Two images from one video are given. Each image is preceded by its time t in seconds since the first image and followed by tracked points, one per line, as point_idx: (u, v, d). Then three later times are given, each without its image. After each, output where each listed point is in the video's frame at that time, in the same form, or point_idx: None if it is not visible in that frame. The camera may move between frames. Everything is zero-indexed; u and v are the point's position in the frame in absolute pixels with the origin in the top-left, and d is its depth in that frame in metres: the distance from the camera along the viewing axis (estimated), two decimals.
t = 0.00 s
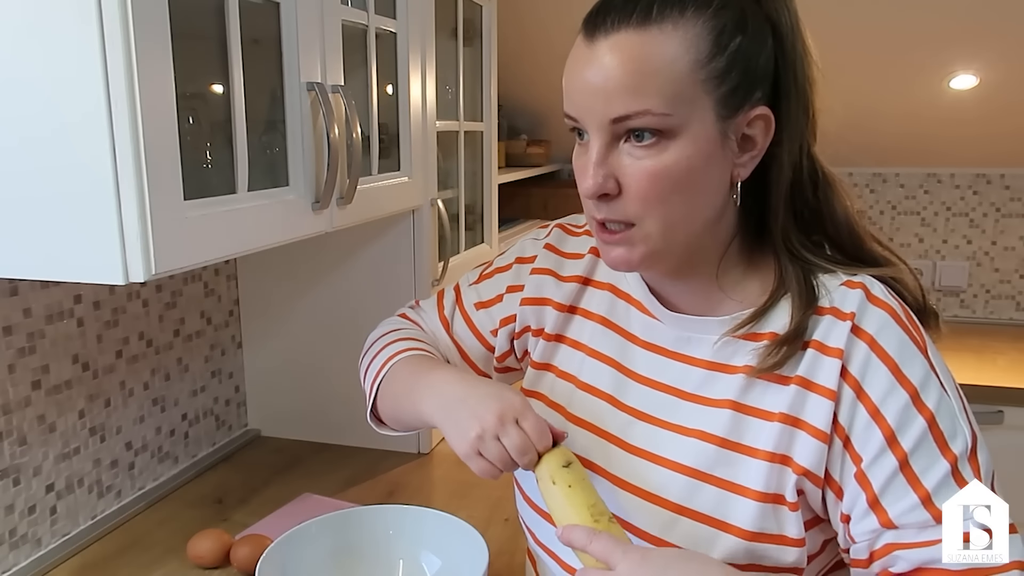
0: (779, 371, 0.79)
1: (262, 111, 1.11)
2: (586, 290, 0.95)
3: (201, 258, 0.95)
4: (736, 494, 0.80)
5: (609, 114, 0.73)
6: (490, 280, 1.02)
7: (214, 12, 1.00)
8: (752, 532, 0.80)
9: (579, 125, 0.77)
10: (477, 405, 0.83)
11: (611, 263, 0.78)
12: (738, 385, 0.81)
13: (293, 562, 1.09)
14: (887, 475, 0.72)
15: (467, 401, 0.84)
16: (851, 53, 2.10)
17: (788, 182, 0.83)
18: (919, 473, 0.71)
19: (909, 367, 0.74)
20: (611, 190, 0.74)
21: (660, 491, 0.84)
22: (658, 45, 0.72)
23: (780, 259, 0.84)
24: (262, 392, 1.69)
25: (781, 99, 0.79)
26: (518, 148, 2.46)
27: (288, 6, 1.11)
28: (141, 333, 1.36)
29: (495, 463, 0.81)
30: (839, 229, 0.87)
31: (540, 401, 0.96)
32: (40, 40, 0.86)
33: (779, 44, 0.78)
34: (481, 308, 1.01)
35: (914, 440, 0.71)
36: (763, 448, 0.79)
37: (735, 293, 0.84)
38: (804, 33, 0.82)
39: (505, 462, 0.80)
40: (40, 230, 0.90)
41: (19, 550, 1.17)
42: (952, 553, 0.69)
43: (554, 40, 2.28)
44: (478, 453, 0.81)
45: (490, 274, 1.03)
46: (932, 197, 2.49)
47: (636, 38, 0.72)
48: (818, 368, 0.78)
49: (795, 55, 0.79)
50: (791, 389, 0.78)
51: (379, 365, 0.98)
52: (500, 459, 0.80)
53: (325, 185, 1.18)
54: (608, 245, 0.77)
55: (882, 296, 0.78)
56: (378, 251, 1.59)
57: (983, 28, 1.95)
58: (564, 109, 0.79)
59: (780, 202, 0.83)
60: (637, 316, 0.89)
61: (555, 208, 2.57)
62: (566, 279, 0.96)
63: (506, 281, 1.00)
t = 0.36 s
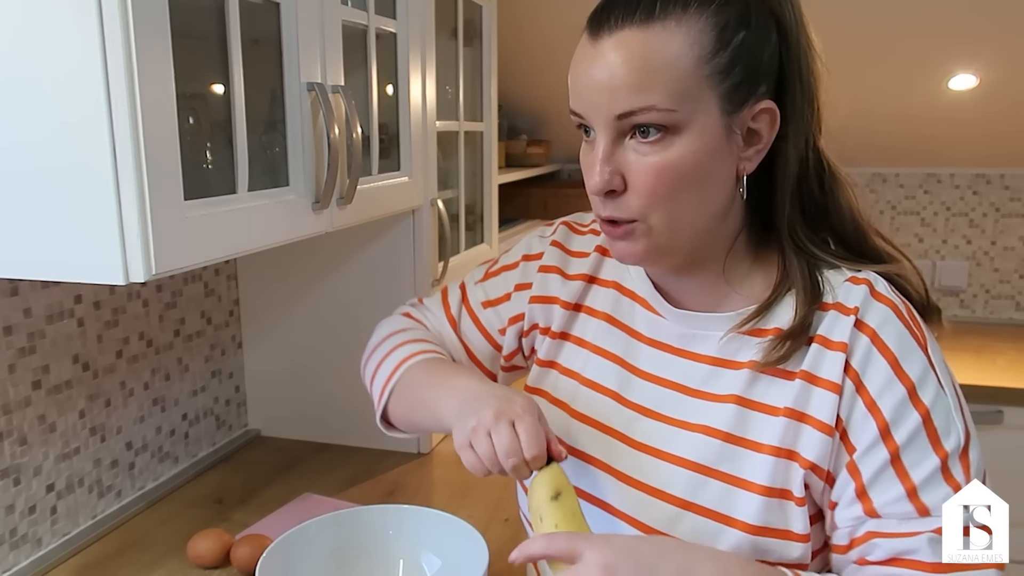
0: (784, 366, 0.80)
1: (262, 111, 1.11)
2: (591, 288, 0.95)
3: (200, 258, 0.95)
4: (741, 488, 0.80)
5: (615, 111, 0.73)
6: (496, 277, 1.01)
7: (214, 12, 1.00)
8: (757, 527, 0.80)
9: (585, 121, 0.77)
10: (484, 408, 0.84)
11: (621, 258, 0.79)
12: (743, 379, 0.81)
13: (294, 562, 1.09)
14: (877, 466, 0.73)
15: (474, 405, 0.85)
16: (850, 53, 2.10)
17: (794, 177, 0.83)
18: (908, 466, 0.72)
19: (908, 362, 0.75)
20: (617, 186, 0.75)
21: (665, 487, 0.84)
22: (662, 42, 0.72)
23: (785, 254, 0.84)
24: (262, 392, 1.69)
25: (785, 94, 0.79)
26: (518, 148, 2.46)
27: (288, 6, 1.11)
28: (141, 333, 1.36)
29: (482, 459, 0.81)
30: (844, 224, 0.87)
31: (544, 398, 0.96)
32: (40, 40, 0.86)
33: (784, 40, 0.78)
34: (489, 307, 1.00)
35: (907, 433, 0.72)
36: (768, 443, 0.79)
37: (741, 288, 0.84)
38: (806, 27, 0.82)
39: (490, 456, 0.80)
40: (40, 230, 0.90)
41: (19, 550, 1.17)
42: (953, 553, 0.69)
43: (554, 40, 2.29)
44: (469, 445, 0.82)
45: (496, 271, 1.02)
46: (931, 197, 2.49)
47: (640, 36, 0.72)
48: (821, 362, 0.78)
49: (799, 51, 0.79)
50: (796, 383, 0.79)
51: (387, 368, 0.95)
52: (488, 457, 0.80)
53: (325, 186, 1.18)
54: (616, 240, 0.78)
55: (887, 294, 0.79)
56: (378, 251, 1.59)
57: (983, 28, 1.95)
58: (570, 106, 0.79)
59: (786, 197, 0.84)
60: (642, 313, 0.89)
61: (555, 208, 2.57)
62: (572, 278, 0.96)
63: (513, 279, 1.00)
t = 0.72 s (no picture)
0: (771, 360, 0.80)
1: (262, 111, 1.11)
2: (591, 289, 0.96)
3: (201, 258, 0.95)
4: (734, 483, 0.80)
5: (597, 100, 0.75)
6: (506, 297, 1.03)
7: (214, 13, 1.00)
8: (751, 522, 0.80)
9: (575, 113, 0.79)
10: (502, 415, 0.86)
11: (609, 249, 0.80)
12: (736, 375, 0.81)
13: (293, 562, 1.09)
14: (871, 464, 0.73)
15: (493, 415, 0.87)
16: (850, 54, 2.10)
17: (788, 171, 0.83)
18: (901, 464, 0.71)
19: (903, 359, 0.74)
20: (601, 173, 0.76)
21: (660, 482, 0.84)
22: (641, 32, 0.74)
23: (779, 244, 0.84)
24: (262, 392, 1.69)
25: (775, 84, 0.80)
26: (518, 148, 2.46)
27: (288, 6, 1.11)
28: (141, 333, 1.36)
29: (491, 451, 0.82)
30: (843, 220, 0.87)
31: (542, 396, 0.96)
32: (40, 42, 0.86)
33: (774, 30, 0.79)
34: (503, 327, 1.02)
35: (901, 432, 0.72)
36: (761, 438, 0.79)
37: (737, 282, 0.85)
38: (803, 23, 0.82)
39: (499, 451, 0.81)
40: (40, 231, 0.90)
41: (19, 550, 1.17)
42: (953, 553, 0.70)
43: (554, 40, 2.28)
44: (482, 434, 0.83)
45: (505, 292, 1.03)
46: (931, 197, 2.49)
47: (619, 27, 0.74)
48: (815, 358, 0.78)
49: (791, 46, 0.79)
50: (789, 379, 0.79)
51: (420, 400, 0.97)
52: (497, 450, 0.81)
53: (325, 186, 1.18)
54: (604, 228, 0.79)
55: (882, 290, 0.78)
56: (378, 251, 1.59)
57: (983, 27, 1.95)
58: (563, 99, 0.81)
59: (781, 192, 0.84)
60: (639, 311, 0.89)
61: (555, 208, 2.57)
62: (573, 279, 0.96)
63: (519, 292, 1.01)
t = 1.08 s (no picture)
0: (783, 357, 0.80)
1: (262, 111, 1.11)
2: (593, 284, 0.96)
3: (200, 258, 0.95)
4: (743, 479, 0.80)
5: (594, 123, 0.75)
6: (501, 290, 1.03)
7: (214, 13, 1.00)
8: (761, 518, 0.80)
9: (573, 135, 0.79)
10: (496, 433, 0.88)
11: (624, 265, 0.80)
12: (746, 371, 0.81)
13: (293, 562, 1.09)
14: (883, 457, 0.73)
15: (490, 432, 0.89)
16: (849, 53, 2.10)
17: (786, 168, 0.83)
18: (914, 456, 0.72)
19: (911, 353, 0.75)
20: (609, 195, 0.76)
21: (667, 477, 0.83)
22: (628, 51, 0.73)
23: (783, 238, 0.85)
24: (262, 392, 1.69)
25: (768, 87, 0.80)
26: (518, 148, 2.46)
27: (288, 6, 1.11)
28: (141, 333, 1.36)
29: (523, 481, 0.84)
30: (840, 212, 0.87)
31: (544, 392, 0.96)
32: (40, 40, 0.86)
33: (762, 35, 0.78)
34: (498, 320, 1.02)
35: (912, 425, 0.72)
36: (771, 434, 0.79)
37: (744, 280, 0.86)
38: (784, 15, 0.81)
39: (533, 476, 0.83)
40: (39, 230, 0.90)
41: (19, 550, 1.17)
42: (952, 553, 0.70)
43: (554, 40, 2.29)
44: (511, 473, 0.84)
45: (502, 284, 1.04)
46: (931, 197, 2.49)
47: (606, 50, 0.74)
48: (825, 354, 0.78)
49: (778, 40, 0.79)
50: (800, 375, 0.79)
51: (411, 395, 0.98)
52: (532, 478, 0.83)
53: (325, 185, 1.18)
54: (618, 246, 0.79)
55: (890, 288, 0.79)
56: (378, 251, 1.59)
57: (983, 27, 1.95)
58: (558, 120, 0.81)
59: (780, 189, 0.84)
60: (645, 307, 0.90)
61: (555, 208, 2.57)
62: (574, 274, 0.96)
63: (517, 287, 1.01)
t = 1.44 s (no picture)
0: (777, 357, 0.81)
1: (262, 111, 1.11)
2: (591, 286, 0.96)
3: (200, 258, 0.95)
4: (742, 480, 0.80)
5: (607, 121, 0.74)
6: (496, 284, 1.03)
7: (214, 13, 1.00)
8: (761, 518, 0.80)
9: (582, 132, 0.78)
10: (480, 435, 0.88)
11: (627, 259, 0.80)
12: (743, 372, 0.81)
13: (293, 562, 1.09)
14: (875, 449, 0.73)
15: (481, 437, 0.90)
16: (850, 54, 2.10)
17: (786, 167, 0.84)
18: (907, 446, 0.71)
19: (899, 346, 0.75)
20: (617, 192, 0.76)
21: (667, 479, 0.84)
22: (644, 50, 0.73)
23: (778, 240, 0.86)
24: (262, 393, 1.69)
25: (775, 87, 0.80)
26: (518, 148, 2.46)
27: (288, 6, 1.11)
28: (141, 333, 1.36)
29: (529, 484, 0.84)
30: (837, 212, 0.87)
31: (540, 394, 0.96)
32: (41, 40, 0.86)
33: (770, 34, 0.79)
34: (490, 314, 1.01)
35: (903, 415, 0.72)
36: (768, 435, 0.80)
37: (743, 280, 0.86)
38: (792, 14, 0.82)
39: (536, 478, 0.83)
40: (39, 230, 0.90)
41: (19, 550, 1.17)
42: (953, 553, 0.68)
43: (554, 40, 2.29)
44: (518, 489, 0.85)
45: (496, 277, 1.03)
46: (931, 198, 2.49)
47: (622, 47, 0.73)
48: (818, 353, 0.79)
49: (785, 39, 0.79)
50: (795, 375, 0.79)
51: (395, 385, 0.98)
52: (537, 488, 0.83)
53: (325, 185, 1.18)
54: (623, 243, 0.79)
55: (878, 285, 0.80)
56: (378, 251, 1.59)
57: (983, 27, 1.95)
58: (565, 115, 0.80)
59: (779, 187, 0.85)
60: (642, 309, 0.90)
61: (555, 208, 2.57)
62: (572, 275, 0.96)
63: (513, 285, 1.01)
